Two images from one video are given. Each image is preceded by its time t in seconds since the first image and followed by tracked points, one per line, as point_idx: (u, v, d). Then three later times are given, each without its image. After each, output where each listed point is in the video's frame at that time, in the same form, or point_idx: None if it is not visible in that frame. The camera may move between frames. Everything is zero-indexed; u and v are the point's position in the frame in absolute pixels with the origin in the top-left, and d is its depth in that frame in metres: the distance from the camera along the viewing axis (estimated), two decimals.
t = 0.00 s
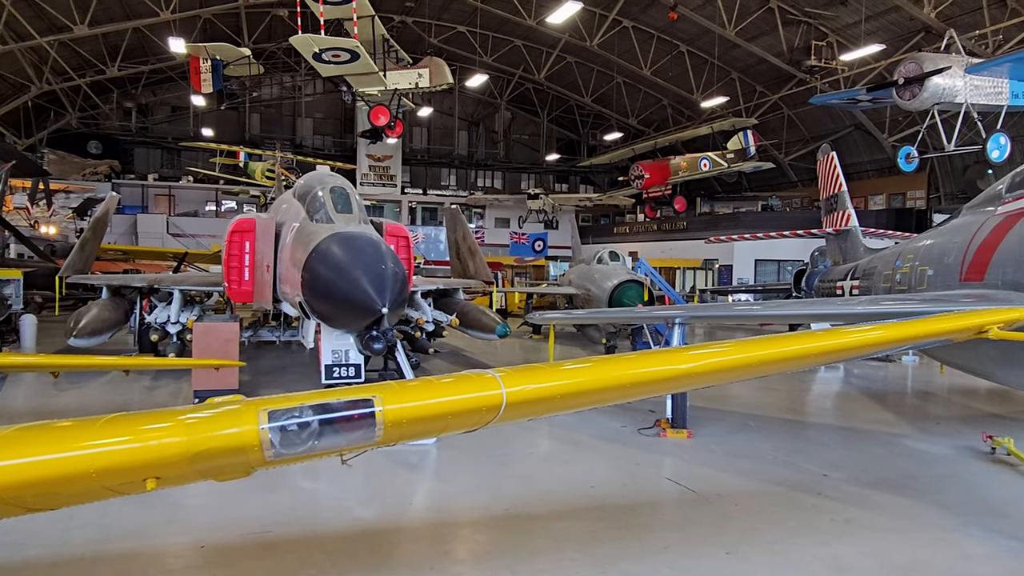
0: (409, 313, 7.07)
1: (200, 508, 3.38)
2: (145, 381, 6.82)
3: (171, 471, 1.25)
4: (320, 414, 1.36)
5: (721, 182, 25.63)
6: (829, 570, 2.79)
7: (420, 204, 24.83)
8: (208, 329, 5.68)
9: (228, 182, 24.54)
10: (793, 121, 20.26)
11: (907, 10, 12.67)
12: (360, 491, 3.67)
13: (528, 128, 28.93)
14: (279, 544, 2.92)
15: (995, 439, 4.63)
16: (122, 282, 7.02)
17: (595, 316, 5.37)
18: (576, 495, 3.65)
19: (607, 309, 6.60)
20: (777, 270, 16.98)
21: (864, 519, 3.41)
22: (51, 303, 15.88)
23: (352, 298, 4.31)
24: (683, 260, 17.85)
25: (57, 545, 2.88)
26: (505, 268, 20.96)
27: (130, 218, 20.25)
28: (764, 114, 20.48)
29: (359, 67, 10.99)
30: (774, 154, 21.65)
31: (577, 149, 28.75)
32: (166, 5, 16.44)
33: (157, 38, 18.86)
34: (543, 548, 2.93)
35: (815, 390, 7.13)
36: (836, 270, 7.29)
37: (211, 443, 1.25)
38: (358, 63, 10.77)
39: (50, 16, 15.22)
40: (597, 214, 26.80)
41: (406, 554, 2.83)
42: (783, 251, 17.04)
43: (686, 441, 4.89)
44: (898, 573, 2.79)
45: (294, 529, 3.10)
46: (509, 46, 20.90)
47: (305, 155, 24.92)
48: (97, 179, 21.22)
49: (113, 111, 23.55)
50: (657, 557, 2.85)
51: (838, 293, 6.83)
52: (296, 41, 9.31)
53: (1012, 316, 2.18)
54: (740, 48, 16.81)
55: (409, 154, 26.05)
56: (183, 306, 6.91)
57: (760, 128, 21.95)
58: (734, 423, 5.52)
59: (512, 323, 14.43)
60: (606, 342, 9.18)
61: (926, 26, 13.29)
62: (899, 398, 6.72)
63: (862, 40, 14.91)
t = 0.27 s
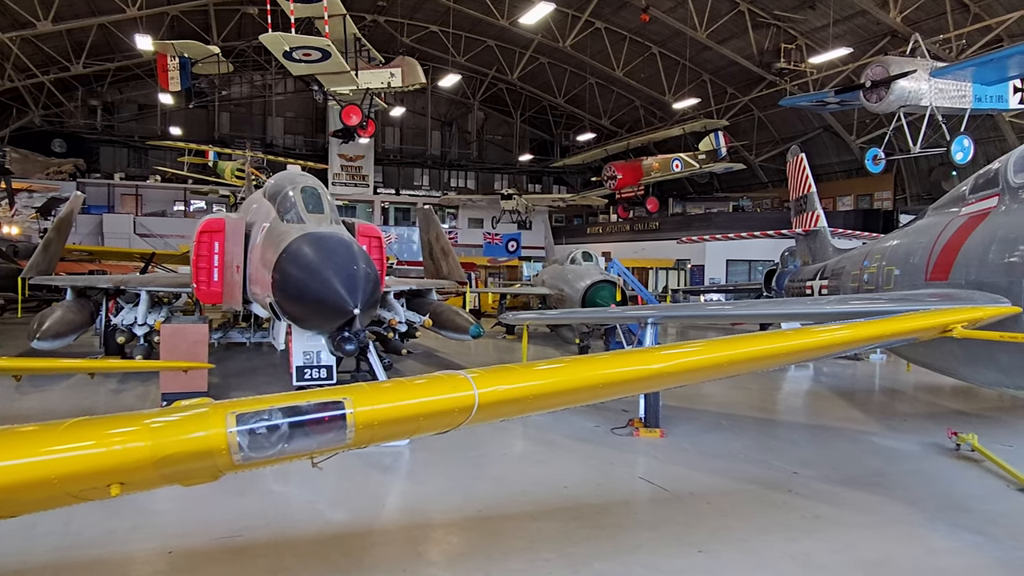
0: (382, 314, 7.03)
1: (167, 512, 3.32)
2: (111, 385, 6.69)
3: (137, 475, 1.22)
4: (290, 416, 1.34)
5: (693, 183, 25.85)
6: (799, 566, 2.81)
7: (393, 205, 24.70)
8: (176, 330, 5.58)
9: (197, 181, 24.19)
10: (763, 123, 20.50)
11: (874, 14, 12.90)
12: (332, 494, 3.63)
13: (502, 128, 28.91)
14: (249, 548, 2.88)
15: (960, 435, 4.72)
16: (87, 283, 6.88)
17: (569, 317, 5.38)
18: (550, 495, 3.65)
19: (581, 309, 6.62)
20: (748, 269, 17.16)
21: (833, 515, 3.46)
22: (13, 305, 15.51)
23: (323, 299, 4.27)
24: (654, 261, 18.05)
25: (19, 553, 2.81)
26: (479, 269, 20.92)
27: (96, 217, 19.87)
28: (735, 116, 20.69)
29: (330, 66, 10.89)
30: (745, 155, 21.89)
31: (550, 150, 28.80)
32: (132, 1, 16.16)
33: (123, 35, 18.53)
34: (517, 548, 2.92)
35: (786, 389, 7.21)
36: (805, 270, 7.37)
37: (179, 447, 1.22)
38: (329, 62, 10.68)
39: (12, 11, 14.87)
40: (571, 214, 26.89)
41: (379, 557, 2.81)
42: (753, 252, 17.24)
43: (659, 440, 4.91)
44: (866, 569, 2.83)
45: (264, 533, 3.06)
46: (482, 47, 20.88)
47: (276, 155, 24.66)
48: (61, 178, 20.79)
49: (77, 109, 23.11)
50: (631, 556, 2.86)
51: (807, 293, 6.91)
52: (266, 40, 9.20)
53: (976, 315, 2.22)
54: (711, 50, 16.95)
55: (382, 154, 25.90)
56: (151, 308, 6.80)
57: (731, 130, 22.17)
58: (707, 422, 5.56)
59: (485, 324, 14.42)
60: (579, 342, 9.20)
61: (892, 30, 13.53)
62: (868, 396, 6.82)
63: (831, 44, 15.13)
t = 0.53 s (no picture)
0: (352, 315, 6.97)
1: (130, 519, 3.26)
2: (73, 389, 6.53)
3: (97, 482, 1.18)
4: (256, 420, 1.31)
5: (663, 184, 26.07)
6: (769, 564, 2.84)
7: (363, 205, 24.56)
8: (140, 333, 5.48)
9: (162, 181, 23.78)
10: (731, 125, 20.73)
11: (839, 19, 13.14)
12: (301, 498, 3.58)
13: (472, 129, 28.88)
14: (216, 554, 2.83)
15: (924, 432, 4.81)
16: (47, 285, 6.72)
17: (540, 317, 5.38)
18: (521, 496, 3.64)
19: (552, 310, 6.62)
20: (717, 270, 17.39)
21: (801, 513, 3.50)
22: None
23: (292, 300, 4.21)
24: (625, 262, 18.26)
25: None
26: (450, 270, 20.88)
27: (57, 218, 19.42)
28: (704, 118, 20.90)
29: (299, 64, 10.77)
30: (714, 157, 22.12)
31: (521, 151, 28.83)
32: None
33: (85, 31, 18.14)
34: (488, 550, 2.91)
35: (754, 388, 7.29)
36: (774, 270, 7.46)
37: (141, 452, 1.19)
38: (298, 60, 10.56)
39: None
40: (542, 214, 26.97)
41: (349, 560, 2.78)
42: (722, 252, 17.43)
43: (630, 440, 4.93)
44: (833, 565, 2.86)
45: (231, 539, 3.01)
46: (452, 47, 20.83)
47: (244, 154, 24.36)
48: (20, 178, 20.29)
49: (38, 107, 22.59)
50: (602, 556, 2.86)
51: (776, 293, 6.99)
52: (233, 38, 9.06)
53: (939, 315, 2.26)
54: (681, 52, 17.10)
55: (352, 154, 25.71)
56: (114, 310, 6.66)
57: (700, 131, 22.39)
58: (677, 421, 5.60)
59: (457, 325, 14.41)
60: (551, 342, 9.28)
61: (857, 34, 13.77)
62: (834, 394, 6.92)
63: (797, 47, 15.35)
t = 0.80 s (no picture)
0: (317, 318, 6.88)
1: (87, 529, 3.16)
2: (28, 395, 6.35)
3: (45, 494, 1.13)
4: (214, 427, 1.27)
5: (630, 187, 26.26)
6: (735, 563, 2.85)
7: (330, 207, 24.35)
8: (98, 337, 5.34)
9: (122, 182, 23.30)
10: (697, 128, 20.95)
11: (801, 25, 13.36)
12: (264, 505, 3.52)
13: (440, 130, 28.80)
14: (176, 564, 2.76)
15: (885, 431, 4.89)
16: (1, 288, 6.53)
17: (508, 320, 5.37)
18: (489, 500, 3.62)
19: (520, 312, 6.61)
20: (684, 273, 17.58)
21: (765, 512, 3.53)
22: None
23: (255, 303, 4.15)
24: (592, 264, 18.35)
25: None
26: (418, 272, 20.77)
27: (12, 219, 18.90)
28: (670, 121, 21.09)
29: (263, 64, 10.63)
30: (680, 160, 22.34)
31: (489, 153, 28.82)
32: None
33: (41, 28, 17.70)
34: (456, 555, 2.88)
35: (720, 389, 7.36)
36: (739, 272, 7.54)
37: (93, 461, 1.14)
38: (262, 60, 10.41)
39: None
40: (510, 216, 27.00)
41: (314, 568, 2.73)
42: (688, 254, 17.61)
43: (598, 442, 4.95)
44: (797, 564, 2.89)
45: (192, 548, 2.94)
46: (420, 48, 20.75)
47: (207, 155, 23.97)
48: None
49: None
50: (570, 559, 2.86)
51: (741, 294, 7.07)
52: (194, 36, 8.90)
53: (898, 316, 2.30)
54: (647, 55, 17.23)
55: (318, 155, 25.46)
56: (72, 314, 6.50)
57: (666, 135, 22.59)
58: (644, 422, 5.63)
59: (424, 327, 14.33)
60: (519, 345, 9.31)
61: (818, 40, 14.01)
62: (798, 394, 7.02)
63: (761, 52, 15.58)
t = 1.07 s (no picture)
0: (277, 324, 6.76)
1: (32, 545, 3.05)
2: None
3: None
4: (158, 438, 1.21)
5: (593, 192, 26.41)
6: (697, 567, 2.86)
7: (291, 211, 24.04)
8: (47, 344, 5.17)
9: (75, 185, 22.69)
10: (659, 133, 21.15)
11: (760, 32, 13.59)
12: (220, 516, 3.43)
13: (403, 134, 28.63)
14: None
15: (843, 433, 4.96)
16: None
17: (471, 324, 5.33)
18: (451, 507, 3.58)
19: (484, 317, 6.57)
20: (646, 277, 17.73)
21: (727, 515, 3.54)
22: None
23: (210, 309, 4.05)
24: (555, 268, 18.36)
25: None
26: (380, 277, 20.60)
27: None
28: (633, 127, 21.25)
29: (220, 65, 10.44)
30: (642, 165, 22.53)
31: (452, 157, 28.75)
32: None
33: None
34: (417, 565, 2.83)
35: (683, 392, 7.42)
36: (700, 276, 7.61)
37: (28, 477, 1.08)
38: (219, 60, 10.22)
39: None
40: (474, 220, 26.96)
41: None
42: (650, 258, 17.76)
43: (561, 447, 4.93)
44: (758, 567, 2.90)
45: (143, 563, 2.84)
46: (382, 51, 20.62)
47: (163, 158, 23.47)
48: None
49: None
50: (532, 566, 2.83)
51: (702, 298, 7.13)
52: (149, 36, 8.70)
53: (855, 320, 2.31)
54: (609, 61, 17.37)
55: (279, 158, 25.12)
56: (20, 320, 6.29)
57: (629, 140, 22.76)
58: (607, 427, 5.63)
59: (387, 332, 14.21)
60: (482, 350, 9.32)
61: (776, 48, 14.26)
62: (759, 397, 7.10)
63: (721, 59, 15.79)
